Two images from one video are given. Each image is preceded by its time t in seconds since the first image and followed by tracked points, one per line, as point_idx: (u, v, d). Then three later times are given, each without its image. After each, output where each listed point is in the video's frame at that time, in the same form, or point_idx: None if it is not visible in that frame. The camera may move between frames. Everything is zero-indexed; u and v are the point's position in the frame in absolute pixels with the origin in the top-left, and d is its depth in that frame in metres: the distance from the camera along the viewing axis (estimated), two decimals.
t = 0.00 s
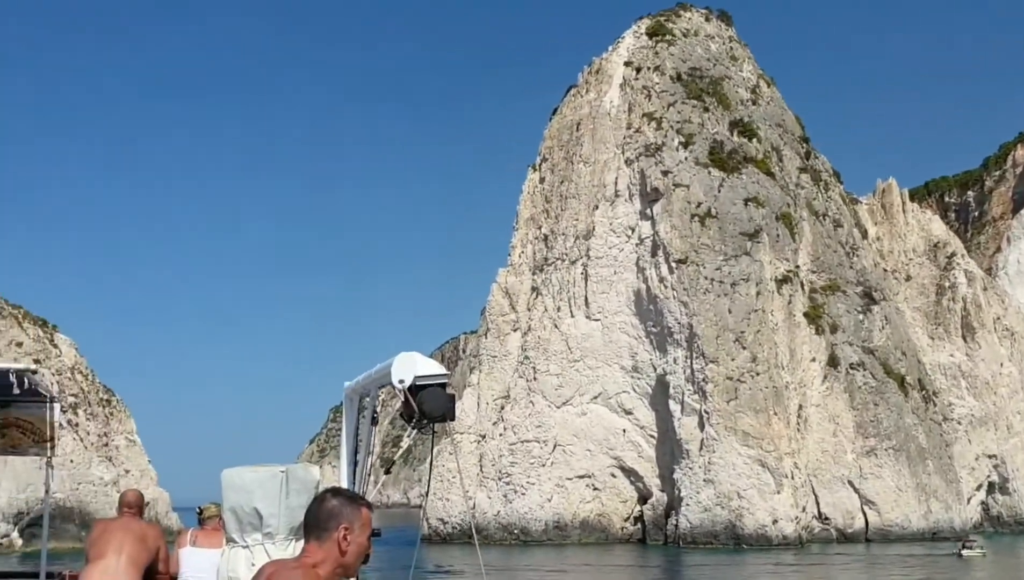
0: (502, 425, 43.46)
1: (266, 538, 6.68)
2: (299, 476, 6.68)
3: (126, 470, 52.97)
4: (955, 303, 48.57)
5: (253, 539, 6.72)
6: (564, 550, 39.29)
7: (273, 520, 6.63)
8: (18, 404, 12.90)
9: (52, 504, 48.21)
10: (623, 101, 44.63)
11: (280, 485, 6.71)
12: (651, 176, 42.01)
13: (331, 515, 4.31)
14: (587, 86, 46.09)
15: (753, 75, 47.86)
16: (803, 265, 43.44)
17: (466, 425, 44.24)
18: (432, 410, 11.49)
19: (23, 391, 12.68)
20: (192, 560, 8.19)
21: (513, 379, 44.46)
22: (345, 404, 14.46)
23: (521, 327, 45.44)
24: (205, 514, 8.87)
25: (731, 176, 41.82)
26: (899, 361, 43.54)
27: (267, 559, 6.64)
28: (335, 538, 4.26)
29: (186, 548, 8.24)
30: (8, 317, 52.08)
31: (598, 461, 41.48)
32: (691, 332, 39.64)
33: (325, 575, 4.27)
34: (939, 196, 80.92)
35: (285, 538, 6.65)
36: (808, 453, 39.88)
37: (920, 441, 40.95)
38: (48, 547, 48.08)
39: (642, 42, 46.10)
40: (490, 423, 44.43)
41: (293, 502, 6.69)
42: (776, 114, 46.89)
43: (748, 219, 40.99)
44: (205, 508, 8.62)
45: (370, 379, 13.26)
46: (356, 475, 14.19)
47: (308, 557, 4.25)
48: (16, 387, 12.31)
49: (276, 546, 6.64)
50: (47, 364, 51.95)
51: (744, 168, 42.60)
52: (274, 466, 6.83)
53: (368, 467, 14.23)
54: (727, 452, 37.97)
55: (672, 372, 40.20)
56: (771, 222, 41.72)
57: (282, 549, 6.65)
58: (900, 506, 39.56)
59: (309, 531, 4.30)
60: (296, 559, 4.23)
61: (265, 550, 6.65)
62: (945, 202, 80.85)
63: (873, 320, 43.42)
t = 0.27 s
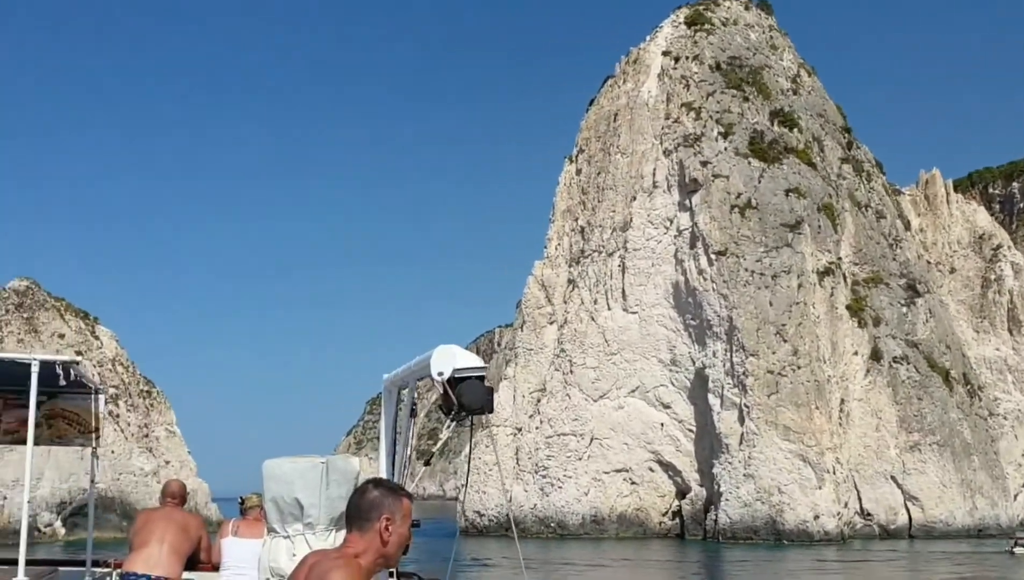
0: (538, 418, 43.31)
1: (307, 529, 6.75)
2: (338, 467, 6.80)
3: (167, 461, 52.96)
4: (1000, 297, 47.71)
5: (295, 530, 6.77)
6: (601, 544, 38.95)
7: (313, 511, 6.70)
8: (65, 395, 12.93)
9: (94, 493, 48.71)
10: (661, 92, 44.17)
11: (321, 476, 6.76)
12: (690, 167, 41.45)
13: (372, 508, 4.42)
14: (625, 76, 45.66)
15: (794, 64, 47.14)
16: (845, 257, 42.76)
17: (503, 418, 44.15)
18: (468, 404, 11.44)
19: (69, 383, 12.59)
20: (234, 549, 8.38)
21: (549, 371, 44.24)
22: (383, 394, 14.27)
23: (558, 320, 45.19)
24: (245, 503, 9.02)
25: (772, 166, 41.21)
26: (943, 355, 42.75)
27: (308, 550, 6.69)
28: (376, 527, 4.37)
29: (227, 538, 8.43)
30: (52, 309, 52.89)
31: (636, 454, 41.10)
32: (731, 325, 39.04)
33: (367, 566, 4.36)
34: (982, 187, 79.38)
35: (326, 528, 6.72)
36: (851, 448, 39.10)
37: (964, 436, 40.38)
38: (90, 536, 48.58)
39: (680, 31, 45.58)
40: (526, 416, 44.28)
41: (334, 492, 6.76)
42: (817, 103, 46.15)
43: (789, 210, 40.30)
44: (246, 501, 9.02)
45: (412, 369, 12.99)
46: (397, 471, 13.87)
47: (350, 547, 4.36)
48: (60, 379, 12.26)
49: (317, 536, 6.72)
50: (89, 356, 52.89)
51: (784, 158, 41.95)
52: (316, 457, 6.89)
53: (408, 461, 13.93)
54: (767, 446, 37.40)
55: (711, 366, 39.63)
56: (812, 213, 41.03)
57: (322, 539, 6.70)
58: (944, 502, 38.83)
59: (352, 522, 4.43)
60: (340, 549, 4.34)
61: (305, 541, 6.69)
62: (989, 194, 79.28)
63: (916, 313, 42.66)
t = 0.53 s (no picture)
0: (577, 420, 43.10)
1: (350, 529, 7.00)
2: (380, 468, 7.02)
3: (208, 461, 53.13)
4: None
5: (338, 529, 7.01)
6: (641, 547, 38.55)
7: (357, 512, 6.95)
8: (112, 396, 12.84)
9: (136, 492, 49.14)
10: (702, 89, 43.71)
11: (363, 477, 6.97)
12: (732, 165, 40.87)
13: (415, 508, 4.57)
14: (665, 75, 45.35)
15: (837, 61, 46.40)
16: (891, 256, 41.97)
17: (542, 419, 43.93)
18: (511, 406, 11.17)
19: (115, 384, 12.39)
20: (279, 548, 9.21)
21: (588, 372, 43.93)
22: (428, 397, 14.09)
23: (597, 320, 44.83)
24: (287, 504, 9.84)
25: (815, 164, 40.56)
26: (992, 356, 41.85)
27: (352, 549, 6.95)
28: (419, 528, 4.51)
29: (272, 537, 9.26)
30: (95, 310, 53.53)
31: (677, 457, 40.65)
32: (774, 325, 38.42)
33: (413, 565, 4.49)
34: None
35: (369, 529, 6.97)
36: (897, 452, 38.41)
37: (1015, 438, 39.65)
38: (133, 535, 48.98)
39: (721, 28, 45.05)
40: (565, 417, 44.03)
41: (377, 492, 7.00)
42: (861, 100, 45.36)
43: (833, 209, 39.61)
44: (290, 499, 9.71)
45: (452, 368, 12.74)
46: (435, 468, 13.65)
47: (396, 548, 4.50)
48: (106, 380, 12.11)
49: (360, 537, 6.96)
50: (132, 356, 53.52)
51: (828, 156, 41.27)
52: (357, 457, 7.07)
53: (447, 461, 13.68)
54: (812, 449, 36.77)
55: (754, 367, 38.99)
56: (857, 212, 40.12)
57: (365, 538, 6.96)
58: (995, 508, 37.57)
59: (396, 524, 4.58)
60: (385, 550, 4.49)
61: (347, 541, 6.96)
62: None
63: (965, 314, 41.69)
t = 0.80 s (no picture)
0: (610, 419, 42.88)
1: (385, 527, 6.80)
2: (415, 466, 6.80)
3: (242, 458, 53.31)
4: None
5: (373, 528, 6.83)
6: (675, 547, 38.18)
7: (391, 510, 6.74)
8: (150, 394, 12.75)
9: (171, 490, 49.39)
10: (737, 84, 43.14)
11: (398, 474, 6.75)
12: (768, 160, 40.36)
13: (450, 508, 4.37)
14: (699, 70, 44.84)
15: (874, 54, 45.68)
16: (930, 253, 41.20)
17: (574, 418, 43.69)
18: (545, 405, 10.91)
19: (154, 384, 12.37)
20: (314, 547, 9.03)
21: (621, 371, 43.62)
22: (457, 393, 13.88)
23: (630, 318, 44.48)
24: (324, 499, 9.52)
25: (853, 160, 39.94)
26: None
27: (386, 549, 6.73)
28: (454, 527, 4.32)
29: (307, 534, 9.09)
30: (130, 308, 53.93)
31: (712, 457, 40.18)
32: (812, 323, 37.82)
33: (449, 566, 4.30)
34: None
35: (405, 528, 6.76)
36: (938, 452, 37.68)
37: None
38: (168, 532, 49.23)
39: (756, 23, 44.49)
40: (598, 416, 43.74)
41: (411, 491, 6.77)
42: (899, 95, 44.63)
43: (871, 205, 38.93)
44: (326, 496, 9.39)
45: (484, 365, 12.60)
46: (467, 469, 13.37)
47: (431, 548, 4.31)
48: (145, 379, 12.01)
49: (395, 535, 6.75)
50: (167, 354, 53.87)
51: (866, 151, 40.61)
52: (391, 455, 6.86)
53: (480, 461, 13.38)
54: (851, 449, 36.07)
55: (791, 366, 38.43)
56: (897, 208, 39.43)
57: (401, 537, 6.77)
58: None
59: (431, 523, 4.40)
60: (421, 550, 4.31)
61: (384, 541, 6.75)
62: None
63: (1006, 311, 41.06)
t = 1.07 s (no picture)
0: (646, 421, 42.57)
1: (421, 528, 8.21)
2: (449, 470, 8.25)
3: (277, 458, 53.62)
4: None
5: (409, 529, 8.23)
6: (712, 550, 37.79)
7: (426, 511, 8.14)
8: (189, 396, 12.68)
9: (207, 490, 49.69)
10: (774, 81, 42.61)
11: (432, 477, 8.20)
12: (806, 158, 39.81)
13: (486, 510, 4.44)
14: (735, 67, 44.40)
15: (914, 50, 44.92)
16: (973, 251, 40.38)
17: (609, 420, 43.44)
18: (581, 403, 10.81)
19: (193, 385, 12.26)
20: (351, 547, 8.85)
21: (656, 372, 43.30)
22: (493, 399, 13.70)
23: (665, 319, 44.15)
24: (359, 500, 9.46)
25: (893, 157, 39.28)
26: None
27: (420, 547, 8.15)
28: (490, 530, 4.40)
29: (343, 535, 8.90)
30: (167, 309, 54.40)
31: (749, 459, 39.69)
32: (851, 323, 37.17)
33: (485, 567, 4.37)
34: None
35: (439, 528, 8.17)
36: (982, 454, 36.99)
37: None
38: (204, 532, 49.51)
39: (792, 19, 43.93)
40: (633, 418, 43.45)
41: (447, 492, 8.20)
42: (940, 91, 43.84)
43: (912, 202, 38.20)
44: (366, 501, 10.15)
45: (523, 367, 12.41)
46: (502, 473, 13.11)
47: (467, 550, 4.38)
48: (184, 381, 11.96)
49: (429, 535, 8.17)
50: (203, 355, 54.24)
51: (906, 148, 39.90)
52: (426, 460, 8.33)
53: (515, 464, 13.11)
54: (891, 452, 35.36)
55: (830, 367, 37.77)
56: (938, 206, 38.69)
57: (436, 538, 8.16)
58: None
59: (467, 525, 4.45)
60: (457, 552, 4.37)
61: (420, 541, 8.16)
62: None
63: None
